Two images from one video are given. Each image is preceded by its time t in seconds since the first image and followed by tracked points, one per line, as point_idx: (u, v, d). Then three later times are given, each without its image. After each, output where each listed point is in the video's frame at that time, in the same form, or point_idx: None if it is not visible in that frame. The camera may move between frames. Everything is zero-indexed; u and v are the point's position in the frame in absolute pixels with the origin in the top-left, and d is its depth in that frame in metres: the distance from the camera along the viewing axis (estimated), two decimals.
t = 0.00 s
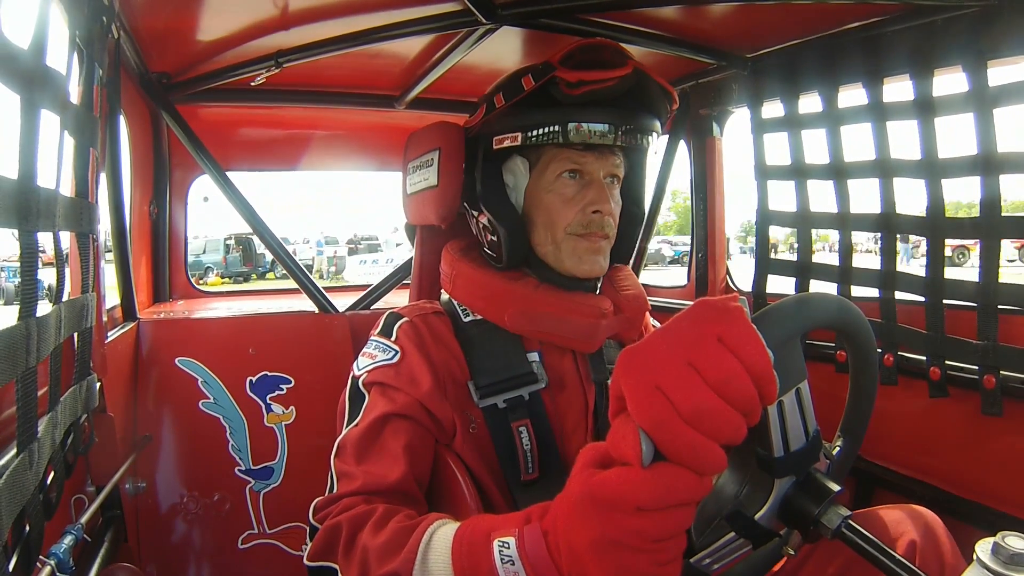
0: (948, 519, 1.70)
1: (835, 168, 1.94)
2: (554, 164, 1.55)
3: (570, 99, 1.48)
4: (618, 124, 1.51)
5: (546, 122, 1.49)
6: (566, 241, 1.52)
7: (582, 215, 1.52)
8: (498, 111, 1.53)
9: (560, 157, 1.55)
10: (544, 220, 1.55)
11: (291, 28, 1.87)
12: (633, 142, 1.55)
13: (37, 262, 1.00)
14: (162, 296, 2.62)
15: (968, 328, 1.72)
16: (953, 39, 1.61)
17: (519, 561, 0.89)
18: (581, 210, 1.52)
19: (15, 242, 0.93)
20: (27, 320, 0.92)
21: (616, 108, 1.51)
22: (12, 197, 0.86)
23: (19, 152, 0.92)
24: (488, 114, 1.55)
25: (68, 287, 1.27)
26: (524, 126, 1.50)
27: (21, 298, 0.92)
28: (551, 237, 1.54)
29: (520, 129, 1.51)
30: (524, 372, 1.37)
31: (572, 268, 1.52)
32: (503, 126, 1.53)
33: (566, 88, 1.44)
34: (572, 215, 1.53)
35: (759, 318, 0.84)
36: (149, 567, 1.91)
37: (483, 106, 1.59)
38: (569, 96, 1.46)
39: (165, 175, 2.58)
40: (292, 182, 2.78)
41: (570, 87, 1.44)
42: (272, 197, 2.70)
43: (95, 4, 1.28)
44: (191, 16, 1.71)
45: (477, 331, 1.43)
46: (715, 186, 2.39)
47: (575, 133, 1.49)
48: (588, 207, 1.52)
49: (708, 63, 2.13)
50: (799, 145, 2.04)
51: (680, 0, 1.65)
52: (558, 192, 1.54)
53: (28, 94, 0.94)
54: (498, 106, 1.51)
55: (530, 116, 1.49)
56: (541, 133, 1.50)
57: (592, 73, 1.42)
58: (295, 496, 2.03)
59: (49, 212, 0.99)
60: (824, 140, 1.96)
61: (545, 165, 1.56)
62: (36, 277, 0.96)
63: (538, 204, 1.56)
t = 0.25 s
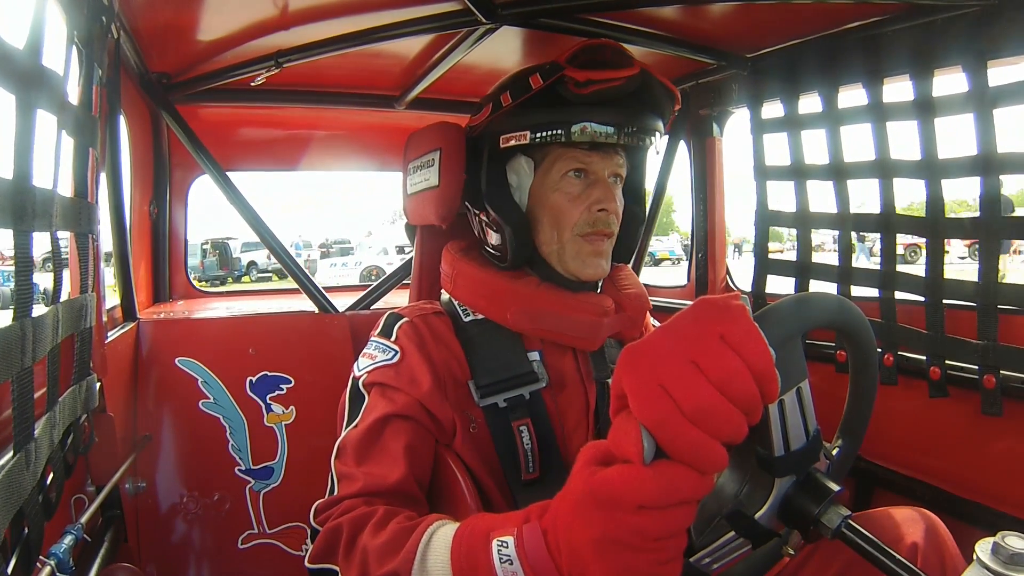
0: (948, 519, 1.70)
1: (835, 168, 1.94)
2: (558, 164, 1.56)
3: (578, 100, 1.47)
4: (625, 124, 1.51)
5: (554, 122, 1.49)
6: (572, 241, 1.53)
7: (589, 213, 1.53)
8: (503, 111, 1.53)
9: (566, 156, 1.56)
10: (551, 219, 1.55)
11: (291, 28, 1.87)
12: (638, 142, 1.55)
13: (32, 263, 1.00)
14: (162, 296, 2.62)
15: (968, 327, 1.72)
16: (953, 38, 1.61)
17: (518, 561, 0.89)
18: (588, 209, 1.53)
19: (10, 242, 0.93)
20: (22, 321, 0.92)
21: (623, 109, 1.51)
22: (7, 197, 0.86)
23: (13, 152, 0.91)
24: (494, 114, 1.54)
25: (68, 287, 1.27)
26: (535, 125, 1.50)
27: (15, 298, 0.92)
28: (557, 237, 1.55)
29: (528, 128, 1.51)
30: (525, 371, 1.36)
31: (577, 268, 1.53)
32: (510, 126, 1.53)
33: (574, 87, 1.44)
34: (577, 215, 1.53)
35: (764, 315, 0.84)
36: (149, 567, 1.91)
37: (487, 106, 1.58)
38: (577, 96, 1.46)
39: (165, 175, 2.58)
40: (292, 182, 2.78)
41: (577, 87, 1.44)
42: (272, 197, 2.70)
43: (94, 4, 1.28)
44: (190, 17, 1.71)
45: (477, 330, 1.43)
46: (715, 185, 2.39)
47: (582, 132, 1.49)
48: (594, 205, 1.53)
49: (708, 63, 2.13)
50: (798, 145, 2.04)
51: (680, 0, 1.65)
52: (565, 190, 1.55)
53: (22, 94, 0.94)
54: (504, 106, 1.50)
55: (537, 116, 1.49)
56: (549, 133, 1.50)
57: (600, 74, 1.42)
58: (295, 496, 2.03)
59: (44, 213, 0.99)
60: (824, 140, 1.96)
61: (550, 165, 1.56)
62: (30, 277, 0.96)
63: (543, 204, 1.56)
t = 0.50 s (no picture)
0: (948, 519, 1.70)
1: (835, 168, 1.94)
2: (560, 164, 1.56)
3: (579, 100, 1.48)
4: (626, 124, 1.51)
5: (556, 122, 1.49)
6: (574, 240, 1.54)
7: (590, 213, 1.54)
8: (503, 110, 1.52)
9: (567, 156, 1.56)
10: (552, 219, 1.56)
11: (291, 28, 1.87)
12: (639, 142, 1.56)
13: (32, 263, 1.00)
14: (162, 296, 2.62)
15: (968, 327, 1.72)
16: (952, 38, 1.61)
17: (514, 553, 0.89)
18: (589, 208, 1.54)
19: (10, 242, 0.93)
20: (22, 320, 0.92)
21: (624, 109, 1.51)
22: (8, 197, 0.86)
23: (13, 152, 0.91)
24: (495, 114, 1.53)
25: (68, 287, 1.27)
26: (537, 125, 1.50)
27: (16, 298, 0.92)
28: (559, 236, 1.55)
29: (530, 128, 1.51)
30: (526, 370, 1.36)
31: (579, 267, 1.54)
32: (511, 127, 1.52)
33: (576, 87, 1.44)
34: (578, 215, 1.54)
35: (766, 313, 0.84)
36: (149, 567, 1.92)
37: (486, 107, 1.57)
38: (579, 96, 1.46)
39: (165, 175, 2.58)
40: (292, 182, 2.78)
41: (579, 87, 1.44)
42: (272, 197, 2.70)
43: (95, 4, 1.28)
44: (190, 17, 1.71)
45: (477, 330, 1.44)
46: (715, 185, 2.39)
47: (582, 132, 1.49)
48: (596, 204, 1.54)
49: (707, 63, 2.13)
50: (798, 145, 2.03)
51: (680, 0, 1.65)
52: (566, 191, 1.55)
53: (24, 94, 0.95)
54: (504, 105, 1.50)
55: (538, 115, 1.49)
56: (551, 133, 1.50)
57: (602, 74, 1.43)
58: (295, 496, 2.03)
59: (44, 213, 0.99)
60: (824, 140, 1.96)
61: (551, 165, 1.57)
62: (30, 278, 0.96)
63: (544, 204, 1.57)
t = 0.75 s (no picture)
0: (948, 519, 1.70)
1: (835, 168, 1.93)
2: (561, 163, 1.56)
3: (580, 100, 1.47)
4: (628, 123, 1.51)
5: (558, 122, 1.49)
6: (575, 239, 1.54)
7: (591, 212, 1.54)
8: (504, 109, 1.52)
9: (568, 156, 1.56)
10: (553, 219, 1.55)
11: (291, 28, 1.87)
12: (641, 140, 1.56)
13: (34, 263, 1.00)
14: (162, 296, 2.62)
15: (968, 327, 1.71)
16: (952, 38, 1.61)
17: (513, 526, 0.90)
18: (590, 207, 1.54)
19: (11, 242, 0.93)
20: (23, 320, 0.92)
21: (625, 108, 1.50)
22: (10, 197, 0.86)
23: (15, 152, 0.91)
24: (495, 112, 1.53)
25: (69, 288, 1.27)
26: (540, 124, 1.50)
27: (18, 297, 0.92)
28: (560, 235, 1.55)
29: (532, 127, 1.51)
30: (526, 370, 1.36)
31: (581, 266, 1.54)
32: (512, 126, 1.52)
33: (577, 86, 1.43)
34: (579, 214, 1.54)
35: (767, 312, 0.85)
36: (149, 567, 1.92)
37: (486, 105, 1.56)
38: (580, 96, 1.45)
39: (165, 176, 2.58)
40: (292, 182, 2.78)
41: (581, 86, 1.43)
42: (272, 197, 2.70)
43: (94, 4, 1.28)
44: (190, 17, 1.71)
45: (477, 330, 1.43)
46: (715, 185, 2.39)
47: (583, 132, 1.49)
48: (597, 204, 1.54)
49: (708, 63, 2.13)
50: (798, 145, 2.03)
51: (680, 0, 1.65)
52: (567, 190, 1.55)
53: (24, 94, 0.94)
54: (505, 104, 1.49)
55: (539, 115, 1.49)
56: (553, 132, 1.50)
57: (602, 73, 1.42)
58: (295, 496, 2.03)
59: (46, 213, 0.99)
60: (824, 139, 1.95)
61: (551, 164, 1.56)
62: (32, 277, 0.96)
63: (545, 204, 1.56)
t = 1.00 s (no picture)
0: (947, 519, 1.70)
1: (835, 169, 1.93)
2: (564, 163, 1.56)
3: (586, 101, 1.47)
4: (627, 123, 1.51)
5: (563, 122, 1.49)
6: (578, 239, 1.54)
7: (593, 212, 1.54)
8: (508, 107, 1.51)
9: (572, 156, 1.56)
10: (556, 219, 1.55)
11: (292, 28, 1.87)
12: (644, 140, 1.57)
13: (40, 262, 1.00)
14: (162, 296, 2.62)
15: (968, 327, 1.71)
16: (953, 39, 1.61)
17: (524, 459, 0.92)
18: (592, 207, 1.54)
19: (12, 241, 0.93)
20: (28, 320, 0.92)
21: (630, 108, 1.51)
22: (15, 197, 0.86)
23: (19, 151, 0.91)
24: (499, 109, 1.51)
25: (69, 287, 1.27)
26: (544, 123, 1.50)
27: (22, 297, 0.92)
28: (562, 235, 1.55)
29: (537, 127, 1.51)
30: (525, 370, 1.36)
31: (584, 266, 1.55)
32: (518, 125, 1.52)
33: (582, 87, 1.43)
34: (582, 214, 1.54)
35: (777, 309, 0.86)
36: (149, 567, 1.92)
37: (489, 103, 1.55)
38: (586, 96, 1.45)
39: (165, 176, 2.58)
40: (292, 182, 2.78)
41: (587, 86, 1.43)
42: (272, 197, 2.70)
43: (96, 4, 1.29)
44: (191, 17, 1.72)
45: (477, 330, 1.44)
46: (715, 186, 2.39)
47: (586, 132, 1.50)
48: (599, 204, 1.54)
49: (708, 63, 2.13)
50: (798, 145, 2.03)
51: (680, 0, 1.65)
52: (570, 190, 1.55)
53: (28, 94, 0.94)
54: (508, 102, 1.49)
55: (544, 114, 1.49)
56: (557, 132, 1.50)
57: (608, 74, 1.42)
58: (295, 496, 2.03)
59: (51, 212, 0.99)
60: (824, 140, 1.95)
61: (555, 164, 1.56)
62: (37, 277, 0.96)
63: (548, 203, 1.56)
